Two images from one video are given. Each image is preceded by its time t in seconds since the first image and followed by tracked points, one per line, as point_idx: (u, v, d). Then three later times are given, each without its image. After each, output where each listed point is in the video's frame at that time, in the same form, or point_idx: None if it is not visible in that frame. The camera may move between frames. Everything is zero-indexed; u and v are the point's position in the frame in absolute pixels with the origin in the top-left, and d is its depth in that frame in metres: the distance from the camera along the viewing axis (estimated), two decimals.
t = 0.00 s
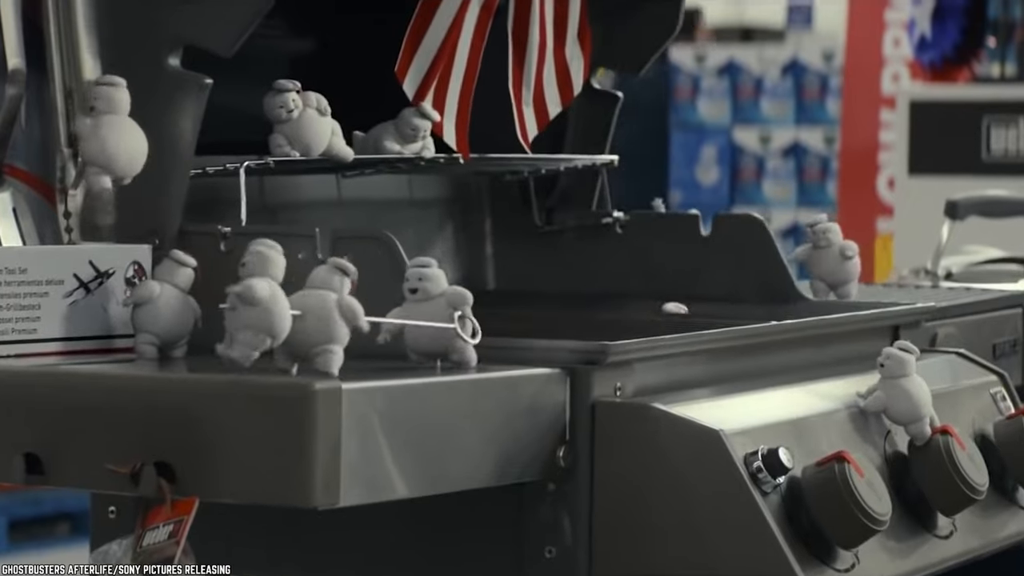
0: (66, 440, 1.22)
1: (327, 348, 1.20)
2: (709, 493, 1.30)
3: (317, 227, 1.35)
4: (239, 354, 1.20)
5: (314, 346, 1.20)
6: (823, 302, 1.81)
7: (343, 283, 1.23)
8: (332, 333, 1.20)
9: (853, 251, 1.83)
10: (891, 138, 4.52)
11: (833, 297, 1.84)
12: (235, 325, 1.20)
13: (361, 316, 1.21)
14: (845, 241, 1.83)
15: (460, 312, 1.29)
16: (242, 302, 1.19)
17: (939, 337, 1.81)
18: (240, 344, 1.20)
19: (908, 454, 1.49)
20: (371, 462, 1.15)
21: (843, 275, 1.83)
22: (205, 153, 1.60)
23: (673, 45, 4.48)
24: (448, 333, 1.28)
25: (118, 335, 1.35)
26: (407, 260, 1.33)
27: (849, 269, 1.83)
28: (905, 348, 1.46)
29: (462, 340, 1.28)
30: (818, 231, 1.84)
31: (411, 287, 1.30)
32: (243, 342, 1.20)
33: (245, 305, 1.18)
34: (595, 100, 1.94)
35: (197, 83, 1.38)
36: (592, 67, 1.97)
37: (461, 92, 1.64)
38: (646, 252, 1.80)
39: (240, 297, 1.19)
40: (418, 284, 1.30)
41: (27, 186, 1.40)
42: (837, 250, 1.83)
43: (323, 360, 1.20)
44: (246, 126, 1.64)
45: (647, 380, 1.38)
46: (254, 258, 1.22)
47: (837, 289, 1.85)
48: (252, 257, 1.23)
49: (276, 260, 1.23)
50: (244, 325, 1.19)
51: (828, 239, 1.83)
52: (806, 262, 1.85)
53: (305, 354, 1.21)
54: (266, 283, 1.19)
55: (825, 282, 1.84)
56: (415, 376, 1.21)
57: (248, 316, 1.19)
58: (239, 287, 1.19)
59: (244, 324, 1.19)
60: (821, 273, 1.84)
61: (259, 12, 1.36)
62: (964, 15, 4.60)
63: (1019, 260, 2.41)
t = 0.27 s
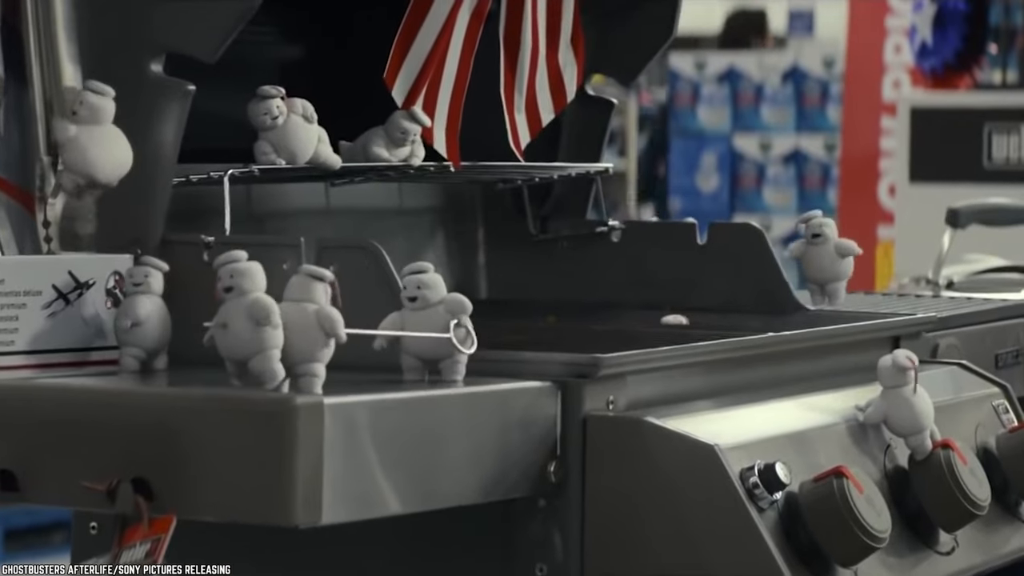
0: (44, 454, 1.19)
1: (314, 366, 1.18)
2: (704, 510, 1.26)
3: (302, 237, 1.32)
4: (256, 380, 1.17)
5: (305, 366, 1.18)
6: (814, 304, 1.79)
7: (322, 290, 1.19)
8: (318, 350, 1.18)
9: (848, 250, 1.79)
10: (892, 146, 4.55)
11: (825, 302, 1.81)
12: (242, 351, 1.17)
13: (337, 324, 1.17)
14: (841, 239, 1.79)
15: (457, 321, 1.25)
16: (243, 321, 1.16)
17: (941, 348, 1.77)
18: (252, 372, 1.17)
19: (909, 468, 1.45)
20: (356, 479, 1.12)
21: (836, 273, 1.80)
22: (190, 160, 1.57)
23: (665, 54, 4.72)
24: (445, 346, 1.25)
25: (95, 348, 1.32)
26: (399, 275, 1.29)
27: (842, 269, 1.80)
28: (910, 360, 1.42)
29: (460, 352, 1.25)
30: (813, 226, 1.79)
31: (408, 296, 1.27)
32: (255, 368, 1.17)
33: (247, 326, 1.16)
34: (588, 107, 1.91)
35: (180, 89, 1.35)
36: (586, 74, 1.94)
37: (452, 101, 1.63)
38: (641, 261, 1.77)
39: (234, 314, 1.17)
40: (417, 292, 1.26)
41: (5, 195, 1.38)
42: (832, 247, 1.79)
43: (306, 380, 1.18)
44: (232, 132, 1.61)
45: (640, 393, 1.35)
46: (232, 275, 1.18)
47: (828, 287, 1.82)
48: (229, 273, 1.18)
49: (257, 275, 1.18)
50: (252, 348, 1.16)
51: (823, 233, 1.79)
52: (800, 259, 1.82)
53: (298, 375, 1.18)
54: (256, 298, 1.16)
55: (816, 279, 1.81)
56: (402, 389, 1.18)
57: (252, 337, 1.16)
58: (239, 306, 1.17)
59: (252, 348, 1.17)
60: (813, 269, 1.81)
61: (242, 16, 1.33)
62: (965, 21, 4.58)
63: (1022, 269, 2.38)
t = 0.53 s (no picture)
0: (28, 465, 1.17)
1: (298, 377, 1.14)
2: (699, 522, 1.23)
3: (288, 241, 1.30)
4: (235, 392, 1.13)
5: (288, 377, 1.14)
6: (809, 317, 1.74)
7: (306, 297, 1.16)
8: (303, 359, 1.15)
9: (848, 271, 1.77)
10: (891, 148, 4.76)
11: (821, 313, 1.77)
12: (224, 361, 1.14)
13: (332, 330, 1.15)
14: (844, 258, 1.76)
15: (448, 326, 1.23)
16: (226, 330, 1.13)
17: (942, 354, 1.74)
18: (233, 383, 1.13)
19: (910, 477, 1.42)
20: (341, 491, 1.09)
21: (834, 291, 1.76)
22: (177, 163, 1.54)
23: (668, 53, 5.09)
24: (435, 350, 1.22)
25: (76, 355, 1.29)
26: (380, 276, 1.26)
27: (840, 289, 1.76)
28: (912, 366, 1.40)
29: (450, 357, 1.22)
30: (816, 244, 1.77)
31: (399, 306, 1.23)
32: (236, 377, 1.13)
33: (231, 334, 1.13)
34: (582, 109, 1.89)
35: (164, 89, 1.33)
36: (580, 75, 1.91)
37: (443, 101, 1.61)
38: (636, 265, 1.74)
39: (216, 324, 1.14)
40: (409, 302, 1.23)
41: None
42: (833, 266, 1.77)
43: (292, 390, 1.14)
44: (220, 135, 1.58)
45: (634, 401, 1.32)
46: (214, 283, 1.15)
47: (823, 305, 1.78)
48: (209, 281, 1.16)
49: (239, 284, 1.16)
50: (235, 358, 1.13)
51: (825, 251, 1.77)
52: (797, 272, 1.79)
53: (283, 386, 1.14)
54: (240, 307, 1.14)
55: (812, 296, 1.78)
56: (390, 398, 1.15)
57: (234, 345, 1.13)
58: (221, 315, 1.14)
59: (234, 358, 1.13)
60: (811, 286, 1.77)
61: (227, 18, 1.29)
62: (966, 23, 4.51)
63: None
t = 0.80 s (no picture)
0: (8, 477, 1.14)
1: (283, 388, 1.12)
2: (695, 538, 1.20)
3: (277, 247, 1.27)
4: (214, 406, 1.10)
5: (270, 389, 1.13)
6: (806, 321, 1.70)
7: (291, 310, 1.14)
8: (286, 371, 1.12)
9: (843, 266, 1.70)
10: (893, 152, 4.71)
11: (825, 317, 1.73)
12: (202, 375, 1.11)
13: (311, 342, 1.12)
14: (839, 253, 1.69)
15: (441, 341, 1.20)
16: (205, 344, 1.11)
17: (945, 362, 1.71)
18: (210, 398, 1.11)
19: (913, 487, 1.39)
20: (329, 504, 1.07)
21: (830, 289, 1.70)
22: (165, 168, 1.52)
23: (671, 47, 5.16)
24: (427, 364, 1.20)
25: (59, 364, 1.26)
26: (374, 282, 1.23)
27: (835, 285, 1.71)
28: (911, 373, 1.37)
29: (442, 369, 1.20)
30: (808, 242, 1.69)
31: (396, 328, 1.19)
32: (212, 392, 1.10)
33: (210, 348, 1.10)
34: (578, 112, 1.86)
35: (152, 93, 1.29)
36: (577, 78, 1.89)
37: (437, 103, 1.57)
38: (633, 271, 1.72)
39: (195, 337, 1.12)
40: (405, 324, 1.19)
41: None
42: (828, 263, 1.70)
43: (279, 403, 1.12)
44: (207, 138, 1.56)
45: (629, 411, 1.29)
46: (192, 295, 1.13)
47: (817, 303, 1.73)
48: (189, 292, 1.13)
49: (220, 295, 1.13)
50: (213, 371, 1.11)
51: (819, 249, 1.70)
52: (790, 272, 1.72)
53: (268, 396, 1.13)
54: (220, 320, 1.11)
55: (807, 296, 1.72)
56: (387, 409, 1.13)
57: (213, 359, 1.10)
58: (200, 328, 1.12)
59: (211, 372, 1.11)
60: (805, 286, 1.71)
61: (214, 19, 1.26)
62: (968, 27, 4.53)
63: None
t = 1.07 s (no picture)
0: None
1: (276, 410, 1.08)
2: (692, 552, 1.17)
3: (264, 254, 1.23)
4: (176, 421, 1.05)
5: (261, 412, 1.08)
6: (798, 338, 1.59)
7: (283, 335, 1.11)
8: (278, 396, 1.08)
9: (831, 276, 1.57)
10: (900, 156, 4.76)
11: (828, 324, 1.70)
12: (179, 402, 1.06)
13: (298, 367, 1.07)
14: (822, 264, 1.57)
15: (432, 337, 1.19)
16: (193, 373, 1.06)
17: (950, 371, 1.67)
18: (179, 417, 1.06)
19: (918, 503, 1.35)
20: (316, 520, 1.04)
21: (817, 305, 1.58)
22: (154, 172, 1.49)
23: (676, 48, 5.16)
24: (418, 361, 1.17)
25: (41, 374, 1.23)
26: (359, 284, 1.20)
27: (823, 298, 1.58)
28: (918, 382, 1.37)
29: (434, 368, 1.19)
30: (791, 256, 1.57)
31: (385, 322, 1.17)
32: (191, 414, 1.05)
33: (198, 379, 1.06)
34: (575, 115, 1.83)
35: (135, 93, 1.27)
36: (574, 81, 1.86)
37: (429, 108, 1.53)
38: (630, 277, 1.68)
39: (183, 367, 1.07)
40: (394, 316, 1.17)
41: None
42: (812, 276, 1.58)
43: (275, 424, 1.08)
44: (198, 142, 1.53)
45: (625, 422, 1.26)
46: (180, 324, 1.08)
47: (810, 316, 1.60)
48: (177, 321, 1.09)
49: (208, 321, 1.09)
50: (197, 398, 1.06)
51: (802, 264, 1.58)
52: (776, 290, 1.60)
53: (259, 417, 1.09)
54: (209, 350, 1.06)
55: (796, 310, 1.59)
56: (382, 420, 1.10)
57: (200, 386, 1.06)
58: (189, 358, 1.07)
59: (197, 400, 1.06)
60: (795, 300, 1.58)
61: (204, 17, 1.24)
62: (974, 30, 4.37)
63: None
